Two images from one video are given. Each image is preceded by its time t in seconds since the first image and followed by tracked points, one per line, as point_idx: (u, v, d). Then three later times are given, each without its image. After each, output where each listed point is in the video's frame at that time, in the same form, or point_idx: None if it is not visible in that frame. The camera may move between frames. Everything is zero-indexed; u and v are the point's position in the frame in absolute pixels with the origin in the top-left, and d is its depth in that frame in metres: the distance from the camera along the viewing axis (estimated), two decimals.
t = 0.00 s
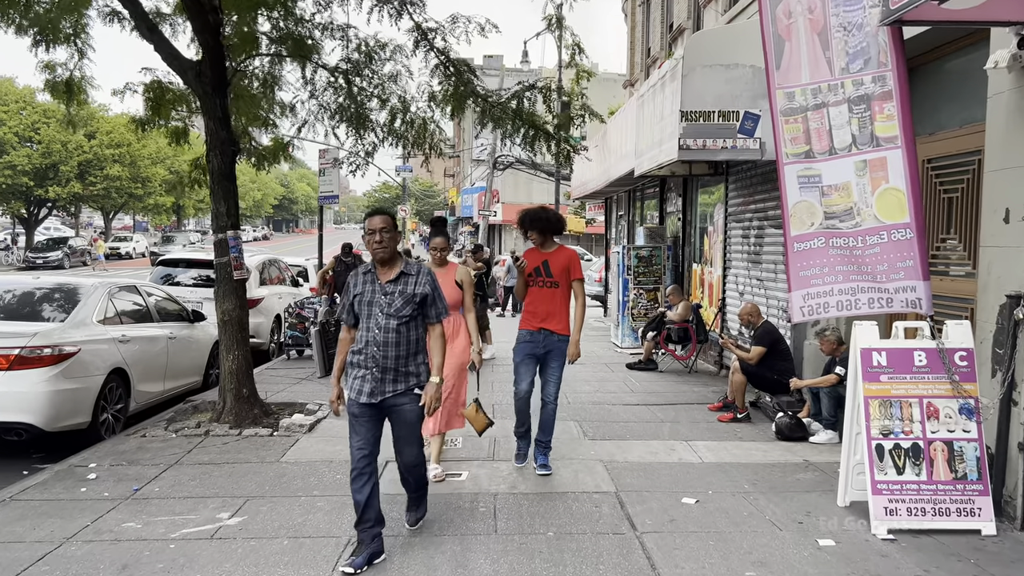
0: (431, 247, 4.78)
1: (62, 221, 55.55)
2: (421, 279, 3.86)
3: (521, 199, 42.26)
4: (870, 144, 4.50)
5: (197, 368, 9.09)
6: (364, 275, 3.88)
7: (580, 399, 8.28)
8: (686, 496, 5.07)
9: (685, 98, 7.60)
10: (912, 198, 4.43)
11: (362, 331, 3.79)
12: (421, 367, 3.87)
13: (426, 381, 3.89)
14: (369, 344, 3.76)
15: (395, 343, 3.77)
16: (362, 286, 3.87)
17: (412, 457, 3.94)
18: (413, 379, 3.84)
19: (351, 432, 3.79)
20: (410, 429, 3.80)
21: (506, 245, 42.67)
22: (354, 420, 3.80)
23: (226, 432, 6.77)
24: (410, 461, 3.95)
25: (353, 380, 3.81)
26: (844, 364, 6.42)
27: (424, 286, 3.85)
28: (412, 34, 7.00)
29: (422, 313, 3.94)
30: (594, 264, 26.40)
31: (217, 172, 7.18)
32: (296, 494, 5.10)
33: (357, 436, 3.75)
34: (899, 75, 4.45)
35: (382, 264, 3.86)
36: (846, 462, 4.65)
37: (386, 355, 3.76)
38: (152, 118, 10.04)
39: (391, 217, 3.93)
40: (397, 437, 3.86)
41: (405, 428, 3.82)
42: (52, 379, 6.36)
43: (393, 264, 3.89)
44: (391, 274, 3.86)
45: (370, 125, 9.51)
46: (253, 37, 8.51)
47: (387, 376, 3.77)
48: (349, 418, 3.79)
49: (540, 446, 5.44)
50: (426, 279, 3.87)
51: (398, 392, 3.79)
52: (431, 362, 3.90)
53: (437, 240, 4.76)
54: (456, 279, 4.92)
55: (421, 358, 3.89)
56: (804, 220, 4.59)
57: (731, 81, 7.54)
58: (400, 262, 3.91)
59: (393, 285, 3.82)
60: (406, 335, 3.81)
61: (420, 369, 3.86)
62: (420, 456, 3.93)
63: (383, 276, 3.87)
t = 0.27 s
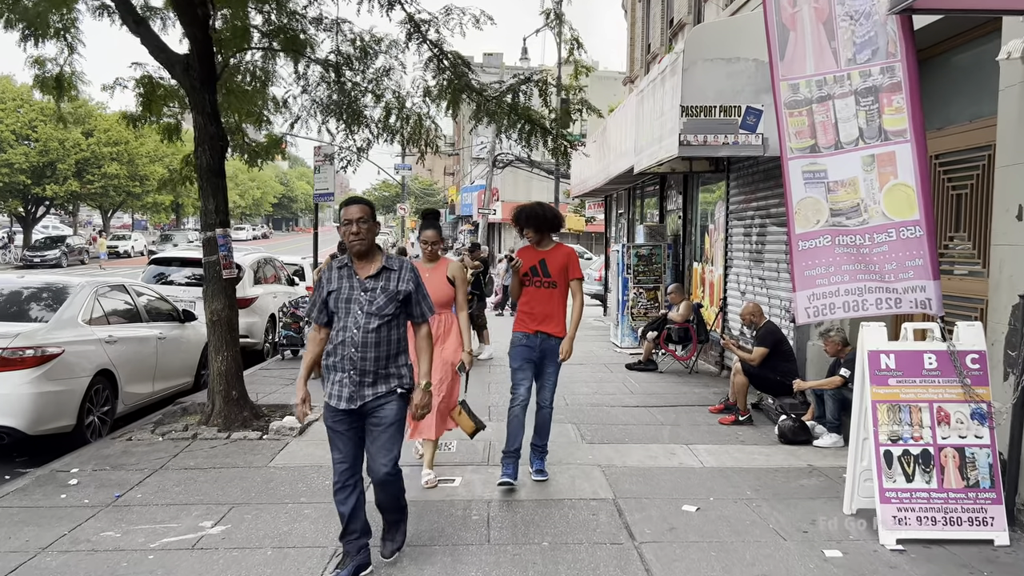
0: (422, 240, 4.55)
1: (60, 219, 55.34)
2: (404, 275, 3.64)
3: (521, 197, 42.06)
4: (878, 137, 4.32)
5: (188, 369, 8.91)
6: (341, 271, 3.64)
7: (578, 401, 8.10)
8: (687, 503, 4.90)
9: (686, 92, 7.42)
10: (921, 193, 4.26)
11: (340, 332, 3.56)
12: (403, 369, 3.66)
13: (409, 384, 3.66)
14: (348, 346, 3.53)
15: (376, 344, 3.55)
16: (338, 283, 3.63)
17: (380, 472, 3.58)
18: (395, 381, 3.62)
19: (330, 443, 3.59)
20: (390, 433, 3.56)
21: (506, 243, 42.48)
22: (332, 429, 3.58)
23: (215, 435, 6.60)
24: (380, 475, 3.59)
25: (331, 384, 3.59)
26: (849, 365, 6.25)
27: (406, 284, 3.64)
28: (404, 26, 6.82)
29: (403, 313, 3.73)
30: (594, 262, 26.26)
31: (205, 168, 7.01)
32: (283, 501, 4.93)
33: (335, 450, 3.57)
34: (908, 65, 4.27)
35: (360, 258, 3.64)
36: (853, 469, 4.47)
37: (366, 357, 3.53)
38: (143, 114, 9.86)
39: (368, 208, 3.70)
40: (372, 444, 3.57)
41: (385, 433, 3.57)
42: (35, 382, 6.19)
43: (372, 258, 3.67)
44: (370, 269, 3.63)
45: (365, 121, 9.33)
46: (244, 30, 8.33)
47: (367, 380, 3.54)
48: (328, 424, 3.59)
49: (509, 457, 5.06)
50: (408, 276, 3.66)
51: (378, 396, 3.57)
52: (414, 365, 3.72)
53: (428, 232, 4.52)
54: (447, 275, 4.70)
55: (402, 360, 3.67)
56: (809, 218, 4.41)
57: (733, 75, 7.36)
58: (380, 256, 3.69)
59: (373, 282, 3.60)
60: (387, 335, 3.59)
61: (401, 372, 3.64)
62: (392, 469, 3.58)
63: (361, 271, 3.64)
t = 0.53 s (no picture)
0: (410, 237, 4.35)
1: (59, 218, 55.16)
2: (385, 283, 3.34)
3: (521, 196, 41.89)
4: (887, 136, 4.16)
5: (180, 372, 8.76)
6: (317, 279, 3.33)
7: (577, 405, 7.94)
8: (687, 514, 4.75)
9: (687, 89, 7.26)
10: (931, 194, 4.11)
11: (314, 345, 3.25)
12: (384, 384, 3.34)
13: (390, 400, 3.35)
14: (323, 361, 3.22)
15: (354, 359, 3.23)
16: (312, 292, 3.31)
17: (351, 489, 3.21)
18: (376, 398, 3.29)
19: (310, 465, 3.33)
20: (366, 449, 3.23)
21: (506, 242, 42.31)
22: (314, 449, 3.30)
23: (203, 442, 6.44)
24: (351, 493, 3.22)
25: (306, 403, 3.27)
26: (854, 370, 6.10)
27: (388, 294, 3.34)
28: (398, 21, 6.66)
29: (385, 324, 3.43)
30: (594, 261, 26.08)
31: (195, 168, 6.85)
32: (270, 512, 4.77)
33: (316, 473, 3.33)
34: (919, 61, 4.11)
35: (337, 266, 3.35)
36: (860, 480, 4.31)
37: (342, 372, 3.22)
38: (134, 112, 9.71)
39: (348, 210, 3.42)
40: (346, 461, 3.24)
41: (363, 451, 3.25)
42: (19, 387, 6.03)
43: (351, 265, 3.38)
44: (349, 276, 3.34)
45: (360, 120, 9.17)
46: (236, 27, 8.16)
47: (345, 396, 3.23)
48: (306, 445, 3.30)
49: (506, 471, 4.67)
50: (390, 285, 3.36)
51: (357, 413, 3.26)
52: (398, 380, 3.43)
53: (418, 230, 4.33)
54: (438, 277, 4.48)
55: (384, 374, 3.36)
56: (815, 220, 4.25)
57: (735, 73, 7.20)
58: (360, 263, 3.41)
59: (352, 291, 3.29)
60: (367, 349, 3.28)
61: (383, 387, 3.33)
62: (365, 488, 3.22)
63: (339, 280, 3.34)
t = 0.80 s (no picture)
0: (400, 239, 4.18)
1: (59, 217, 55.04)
2: (369, 299, 2.91)
3: (521, 195, 41.75)
4: (898, 134, 4.00)
5: (173, 375, 8.61)
6: (292, 292, 2.88)
7: (578, 409, 7.78)
8: (691, 525, 4.60)
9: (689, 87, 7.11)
10: (944, 194, 3.93)
11: (288, 367, 2.83)
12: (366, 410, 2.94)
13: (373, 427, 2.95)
14: (298, 386, 2.80)
15: (332, 384, 2.82)
16: (287, 306, 2.87)
17: (325, 526, 2.83)
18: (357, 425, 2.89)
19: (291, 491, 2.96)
20: (346, 485, 2.84)
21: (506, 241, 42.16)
22: (291, 478, 2.93)
23: (194, 447, 6.29)
24: (324, 531, 2.83)
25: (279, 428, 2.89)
26: (861, 374, 5.95)
27: (371, 311, 2.90)
28: (393, 17, 6.51)
29: (368, 342, 2.99)
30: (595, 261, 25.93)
31: (187, 167, 6.71)
32: (260, 523, 4.63)
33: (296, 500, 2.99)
34: (931, 56, 3.96)
35: (316, 279, 2.89)
36: (869, 491, 4.16)
37: (319, 397, 2.81)
38: (128, 110, 9.56)
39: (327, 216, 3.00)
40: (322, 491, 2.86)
41: (341, 486, 2.85)
42: (5, 391, 5.89)
43: (332, 279, 2.93)
44: (329, 292, 2.89)
45: (357, 118, 9.02)
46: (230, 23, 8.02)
47: (322, 425, 2.83)
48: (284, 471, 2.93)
49: (511, 498, 4.22)
50: (374, 300, 2.92)
51: (335, 444, 2.85)
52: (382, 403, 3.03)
53: (406, 232, 4.16)
54: (429, 287, 4.21)
55: (365, 399, 2.95)
56: (823, 222, 4.10)
57: (738, 69, 7.05)
58: (342, 275, 2.95)
59: (331, 308, 2.86)
60: (347, 373, 2.86)
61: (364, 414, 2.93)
62: (341, 525, 2.84)
63: (317, 296, 2.89)
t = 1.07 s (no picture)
0: (383, 238, 4.00)
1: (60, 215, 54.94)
2: (351, 301, 2.60)
3: (522, 193, 41.60)
4: (912, 125, 3.84)
5: (167, 374, 8.45)
6: (267, 291, 2.59)
7: (578, 409, 7.62)
8: (695, 531, 4.44)
9: (692, 79, 6.95)
10: (960, 186, 3.78)
11: (257, 373, 2.52)
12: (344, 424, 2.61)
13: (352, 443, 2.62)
14: (267, 394, 2.49)
15: (306, 394, 2.50)
16: (258, 306, 2.56)
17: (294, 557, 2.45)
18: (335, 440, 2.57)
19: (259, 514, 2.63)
20: (318, 508, 2.49)
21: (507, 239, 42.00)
22: (258, 498, 2.59)
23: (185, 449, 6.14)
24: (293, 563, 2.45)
25: (248, 441, 2.58)
26: (869, 374, 5.78)
27: (353, 314, 2.58)
28: (389, 8, 6.35)
29: (349, 347, 2.67)
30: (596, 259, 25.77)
31: (178, 162, 6.55)
32: (249, 528, 4.47)
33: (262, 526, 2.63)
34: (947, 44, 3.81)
35: (294, 276, 2.63)
36: (881, 496, 4.00)
37: (291, 408, 2.50)
38: (121, 105, 9.41)
39: (309, 207, 2.71)
40: (292, 512, 2.51)
41: (313, 510, 2.50)
42: None
43: (313, 277, 2.67)
44: (307, 292, 2.61)
45: (354, 112, 8.87)
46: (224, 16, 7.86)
47: (294, 438, 2.51)
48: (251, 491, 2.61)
49: (509, 511, 4.05)
50: (357, 302, 2.61)
51: (307, 461, 2.52)
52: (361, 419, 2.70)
53: (391, 231, 3.97)
54: (417, 292, 4.00)
55: (343, 412, 2.63)
56: (834, 216, 3.93)
57: (743, 62, 6.88)
58: (322, 271, 2.68)
59: (308, 308, 2.55)
60: (323, 382, 2.54)
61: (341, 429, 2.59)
62: (314, 556, 2.47)
63: (294, 295, 2.61)
